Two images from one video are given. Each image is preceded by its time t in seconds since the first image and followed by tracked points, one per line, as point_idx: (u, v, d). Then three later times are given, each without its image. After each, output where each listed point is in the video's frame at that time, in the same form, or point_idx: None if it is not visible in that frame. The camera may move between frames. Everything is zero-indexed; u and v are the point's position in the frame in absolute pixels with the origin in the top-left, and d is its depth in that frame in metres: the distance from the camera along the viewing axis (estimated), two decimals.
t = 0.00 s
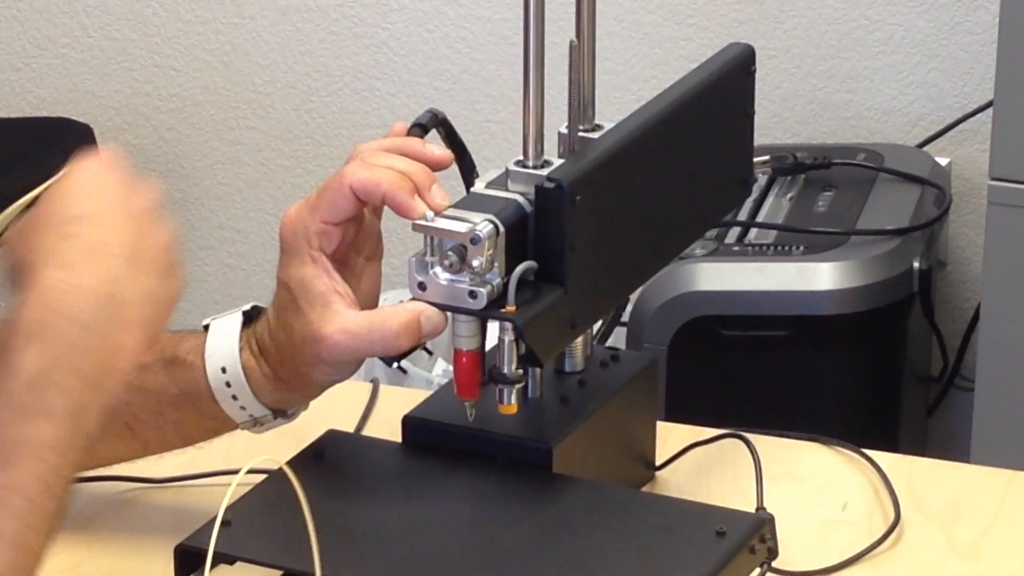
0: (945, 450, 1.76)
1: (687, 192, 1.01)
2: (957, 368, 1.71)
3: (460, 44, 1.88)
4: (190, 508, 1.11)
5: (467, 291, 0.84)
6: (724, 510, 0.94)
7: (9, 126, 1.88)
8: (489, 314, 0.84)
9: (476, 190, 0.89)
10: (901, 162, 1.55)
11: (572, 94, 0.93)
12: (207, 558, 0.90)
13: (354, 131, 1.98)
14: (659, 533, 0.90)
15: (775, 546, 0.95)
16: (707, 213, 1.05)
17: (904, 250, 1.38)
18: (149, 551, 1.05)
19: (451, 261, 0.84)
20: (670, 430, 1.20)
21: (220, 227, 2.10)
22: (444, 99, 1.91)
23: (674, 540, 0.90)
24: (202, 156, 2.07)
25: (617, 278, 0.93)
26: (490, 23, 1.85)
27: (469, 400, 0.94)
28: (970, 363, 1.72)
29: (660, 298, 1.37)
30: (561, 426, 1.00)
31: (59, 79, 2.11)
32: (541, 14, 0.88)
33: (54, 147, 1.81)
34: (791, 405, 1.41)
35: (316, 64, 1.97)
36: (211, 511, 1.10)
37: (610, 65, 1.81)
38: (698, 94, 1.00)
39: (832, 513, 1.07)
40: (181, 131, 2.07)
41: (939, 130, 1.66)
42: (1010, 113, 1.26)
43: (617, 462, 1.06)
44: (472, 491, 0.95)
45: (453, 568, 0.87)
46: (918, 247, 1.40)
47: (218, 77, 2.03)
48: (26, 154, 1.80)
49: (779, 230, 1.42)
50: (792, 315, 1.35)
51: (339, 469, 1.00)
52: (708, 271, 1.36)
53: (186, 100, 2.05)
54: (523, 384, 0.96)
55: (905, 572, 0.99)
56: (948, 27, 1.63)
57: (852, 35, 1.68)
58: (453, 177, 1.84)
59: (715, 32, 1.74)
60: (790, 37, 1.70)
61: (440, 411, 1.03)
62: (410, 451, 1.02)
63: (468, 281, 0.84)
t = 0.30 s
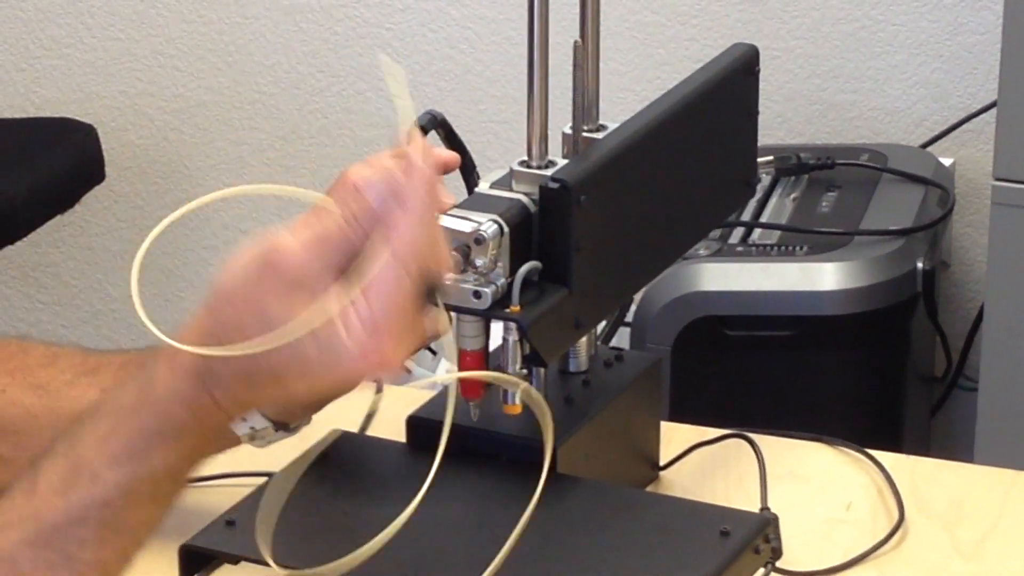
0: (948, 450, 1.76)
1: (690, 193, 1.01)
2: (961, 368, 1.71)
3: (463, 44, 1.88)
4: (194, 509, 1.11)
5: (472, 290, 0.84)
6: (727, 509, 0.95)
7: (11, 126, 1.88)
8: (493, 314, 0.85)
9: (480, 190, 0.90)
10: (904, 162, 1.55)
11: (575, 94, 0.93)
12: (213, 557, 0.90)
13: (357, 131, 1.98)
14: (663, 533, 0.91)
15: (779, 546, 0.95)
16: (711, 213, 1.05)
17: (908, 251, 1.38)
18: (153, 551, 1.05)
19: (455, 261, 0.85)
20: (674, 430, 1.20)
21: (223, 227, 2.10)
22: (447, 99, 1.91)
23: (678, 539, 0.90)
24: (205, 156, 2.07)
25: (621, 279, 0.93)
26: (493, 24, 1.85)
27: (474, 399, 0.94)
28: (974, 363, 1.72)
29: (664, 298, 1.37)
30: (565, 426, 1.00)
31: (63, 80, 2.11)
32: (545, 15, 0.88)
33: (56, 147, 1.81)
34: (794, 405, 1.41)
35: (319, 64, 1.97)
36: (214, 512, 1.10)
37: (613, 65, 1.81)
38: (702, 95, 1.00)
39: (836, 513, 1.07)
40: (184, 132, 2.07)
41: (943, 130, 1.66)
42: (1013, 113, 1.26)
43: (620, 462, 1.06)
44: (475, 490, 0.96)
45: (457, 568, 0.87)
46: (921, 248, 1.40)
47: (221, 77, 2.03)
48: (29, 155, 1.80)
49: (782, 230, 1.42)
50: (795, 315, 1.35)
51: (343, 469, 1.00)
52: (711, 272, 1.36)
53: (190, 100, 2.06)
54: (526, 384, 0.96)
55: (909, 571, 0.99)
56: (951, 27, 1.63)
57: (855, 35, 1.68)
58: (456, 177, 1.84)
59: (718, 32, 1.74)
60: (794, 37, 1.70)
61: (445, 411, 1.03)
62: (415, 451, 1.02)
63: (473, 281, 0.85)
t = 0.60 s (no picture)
0: (954, 449, 1.76)
1: (696, 193, 1.01)
2: (966, 368, 1.71)
3: (468, 44, 1.88)
4: (200, 508, 1.11)
5: (477, 290, 0.84)
6: (732, 509, 0.95)
7: (16, 126, 1.88)
8: (498, 314, 0.85)
9: (486, 190, 0.90)
10: (910, 162, 1.55)
11: (581, 95, 0.93)
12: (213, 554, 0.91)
13: (362, 131, 1.98)
14: (668, 533, 0.91)
15: (784, 546, 0.96)
16: (717, 213, 1.05)
17: (913, 251, 1.38)
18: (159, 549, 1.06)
19: (460, 261, 0.84)
20: (680, 429, 1.21)
21: (229, 227, 2.10)
22: (452, 99, 1.91)
23: (684, 539, 0.90)
24: (211, 157, 2.08)
25: (627, 278, 0.93)
26: (499, 24, 1.85)
27: (480, 400, 0.94)
28: (980, 363, 1.72)
29: (670, 298, 1.37)
30: (570, 425, 1.00)
31: (68, 80, 2.11)
32: (551, 15, 0.88)
33: (61, 148, 1.81)
34: (799, 405, 1.41)
35: (325, 65, 1.97)
36: (220, 512, 1.10)
37: (618, 66, 1.81)
38: (708, 94, 1.00)
39: (842, 513, 1.07)
40: (189, 132, 2.07)
41: (949, 130, 1.66)
42: (1018, 113, 1.26)
43: (626, 462, 1.06)
44: (481, 489, 0.96)
45: (463, 567, 0.87)
46: (927, 248, 1.40)
47: (226, 78, 2.03)
48: (34, 156, 1.81)
49: (788, 230, 1.42)
50: (801, 314, 1.35)
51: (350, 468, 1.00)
52: (716, 271, 1.36)
53: (196, 100, 2.06)
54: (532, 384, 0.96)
55: (914, 570, 0.99)
56: (957, 27, 1.63)
57: (861, 35, 1.68)
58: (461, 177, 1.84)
59: (723, 33, 1.74)
60: (799, 37, 1.70)
61: (450, 411, 1.03)
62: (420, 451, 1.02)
63: (478, 281, 0.84)
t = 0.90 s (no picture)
0: (958, 450, 1.76)
1: (699, 193, 1.01)
2: (969, 369, 1.71)
3: (472, 44, 1.88)
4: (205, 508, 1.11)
5: (480, 291, 0.84)
6: (736, 508, 0.95)
7: (20, 127, 1.88)
8: (502, 314, 0.85)
9: (490, 190, 0.90)
10: (914, 162, 1.55)
11: (585, 96, 0.93)
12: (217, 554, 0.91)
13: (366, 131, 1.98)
14: (672, 532, 0.91)
15: (788, 545, 0.96)
16: (720, 214, 1.05)
17: (917, 251, 1.38)
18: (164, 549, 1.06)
19: (464, 261, 0.85)
20: (683, 430, 1.21)
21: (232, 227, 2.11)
22: (456, 100, 1.91)
23: (687, 538, 0.90)
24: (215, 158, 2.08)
25: (630, 278, 0.94)
26: (503, 25, 1.86)
27: (483, 399, 0.94)
28: (983, 364, 1.72)
29: (674, 299, 1.37)
30: (574, 425, 1.00)
31: (72, 81, 2.12)
32: (555, 16, 0.88)
33: (66, 149, 1.81)
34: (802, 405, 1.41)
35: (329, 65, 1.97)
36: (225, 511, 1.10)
37: (621, 66, 1.81)
38: (711, 94, 1.00)
39: (845, 513, 1.07)
40: (193, 133, 2.08)
41: (952, 131, 1.66)
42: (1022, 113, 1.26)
43: (630, 462, 1.06)
44: (485, 489, 0.96)
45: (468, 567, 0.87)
46: (930, 248, 1.40)
47: (230, 79, 2.03)
48: (39, 156, 1.81)
49: (791, 231, 1.42)
50: (804, 315, 1.35)
51: (355, 469, 1.00)
52: (720, 272, 1.36)
53: (199, 101, 2.06)
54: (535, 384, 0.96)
55: (919, 570, 0.99)
56: (960, 28, 1.63)
57: (864, 35, 1.68)
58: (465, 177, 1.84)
59: (727, 33, 1.74)
60: (803, 37, 1.70)
61: (454, 411, 1.03)
62: (424, 450, 1.02)
63: (482, 281, 0.84)
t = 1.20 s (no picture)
0: (955, 453, 1.76)
1: (696, 196, 1.01)
2: (966, 372, 1.71)
3: (469, 48, 1.88)
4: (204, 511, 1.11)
5: (478, 293, 0.84)
6: (732, 511, 0.95)
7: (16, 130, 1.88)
8: (499, 317, 0.85)
9: (487, 193, 0.89)
10: (910, 166, 1.55)
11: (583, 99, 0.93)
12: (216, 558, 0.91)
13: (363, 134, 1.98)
14: (668, 535, 0.91)
15: (785, 548, 0.96)
16: (716, 217, 1.05)
17: (913, 253, 1.39)
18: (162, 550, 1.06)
19: (461, 264, 0.85)
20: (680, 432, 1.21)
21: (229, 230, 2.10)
22: (453, 103, 1.91)
23: (684, 542, 0.90)
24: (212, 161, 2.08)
25: (627, 282, 0.94)
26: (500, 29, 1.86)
27: (481, 402, 0.94)
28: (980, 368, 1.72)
29: (670, 301, 1.37)
30: (570, 428, 1.00)
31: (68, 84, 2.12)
32: (553, 19, 0.88)
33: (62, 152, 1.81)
34: (798, 407, 1.41)
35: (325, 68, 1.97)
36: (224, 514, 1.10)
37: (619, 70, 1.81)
38: (707, 98, 1.00)
39: (841, 516, 1.07)
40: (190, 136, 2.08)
41: (949, 134, 1.66)
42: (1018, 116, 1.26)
43: (626, 465, 1.06)
44: (483, 492, 0.96)
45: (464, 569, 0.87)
46: (927, 251, 1.40)
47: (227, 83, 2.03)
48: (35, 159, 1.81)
49: (787, 234, 1.42)
50: (800, 318, 1.35)
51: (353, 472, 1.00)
52: (716, 274, 1.36)
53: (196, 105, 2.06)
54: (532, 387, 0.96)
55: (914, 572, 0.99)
56: (956, 31, 1.63)
57: (861, 39, 1.68)
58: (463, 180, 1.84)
59: (724, 37, 1.74)
60: (799, 41, 1.70)
61: (452, 413, 1.04)
62: (421, 453, 1.02)
63: (478, 284, 0.85)
